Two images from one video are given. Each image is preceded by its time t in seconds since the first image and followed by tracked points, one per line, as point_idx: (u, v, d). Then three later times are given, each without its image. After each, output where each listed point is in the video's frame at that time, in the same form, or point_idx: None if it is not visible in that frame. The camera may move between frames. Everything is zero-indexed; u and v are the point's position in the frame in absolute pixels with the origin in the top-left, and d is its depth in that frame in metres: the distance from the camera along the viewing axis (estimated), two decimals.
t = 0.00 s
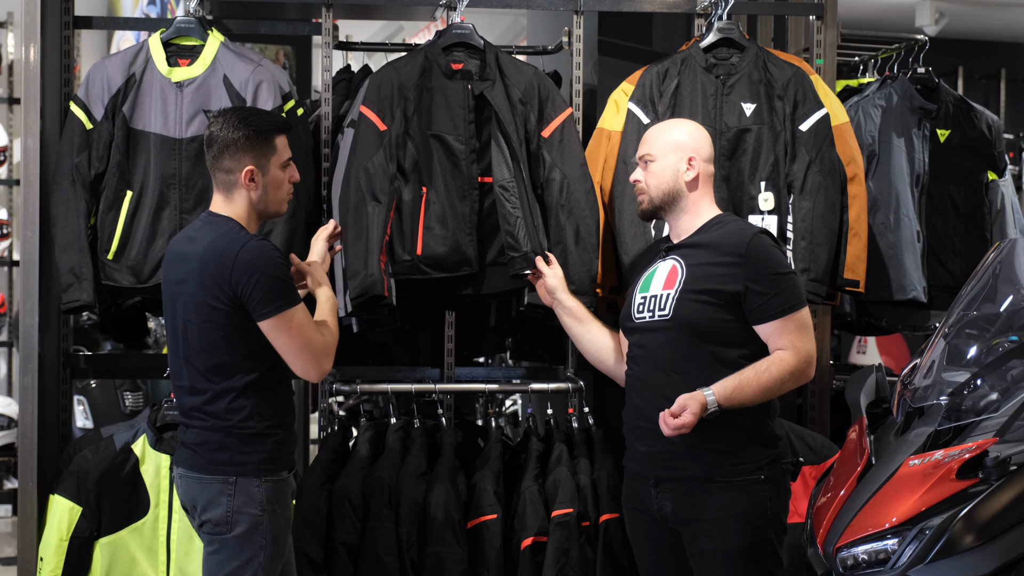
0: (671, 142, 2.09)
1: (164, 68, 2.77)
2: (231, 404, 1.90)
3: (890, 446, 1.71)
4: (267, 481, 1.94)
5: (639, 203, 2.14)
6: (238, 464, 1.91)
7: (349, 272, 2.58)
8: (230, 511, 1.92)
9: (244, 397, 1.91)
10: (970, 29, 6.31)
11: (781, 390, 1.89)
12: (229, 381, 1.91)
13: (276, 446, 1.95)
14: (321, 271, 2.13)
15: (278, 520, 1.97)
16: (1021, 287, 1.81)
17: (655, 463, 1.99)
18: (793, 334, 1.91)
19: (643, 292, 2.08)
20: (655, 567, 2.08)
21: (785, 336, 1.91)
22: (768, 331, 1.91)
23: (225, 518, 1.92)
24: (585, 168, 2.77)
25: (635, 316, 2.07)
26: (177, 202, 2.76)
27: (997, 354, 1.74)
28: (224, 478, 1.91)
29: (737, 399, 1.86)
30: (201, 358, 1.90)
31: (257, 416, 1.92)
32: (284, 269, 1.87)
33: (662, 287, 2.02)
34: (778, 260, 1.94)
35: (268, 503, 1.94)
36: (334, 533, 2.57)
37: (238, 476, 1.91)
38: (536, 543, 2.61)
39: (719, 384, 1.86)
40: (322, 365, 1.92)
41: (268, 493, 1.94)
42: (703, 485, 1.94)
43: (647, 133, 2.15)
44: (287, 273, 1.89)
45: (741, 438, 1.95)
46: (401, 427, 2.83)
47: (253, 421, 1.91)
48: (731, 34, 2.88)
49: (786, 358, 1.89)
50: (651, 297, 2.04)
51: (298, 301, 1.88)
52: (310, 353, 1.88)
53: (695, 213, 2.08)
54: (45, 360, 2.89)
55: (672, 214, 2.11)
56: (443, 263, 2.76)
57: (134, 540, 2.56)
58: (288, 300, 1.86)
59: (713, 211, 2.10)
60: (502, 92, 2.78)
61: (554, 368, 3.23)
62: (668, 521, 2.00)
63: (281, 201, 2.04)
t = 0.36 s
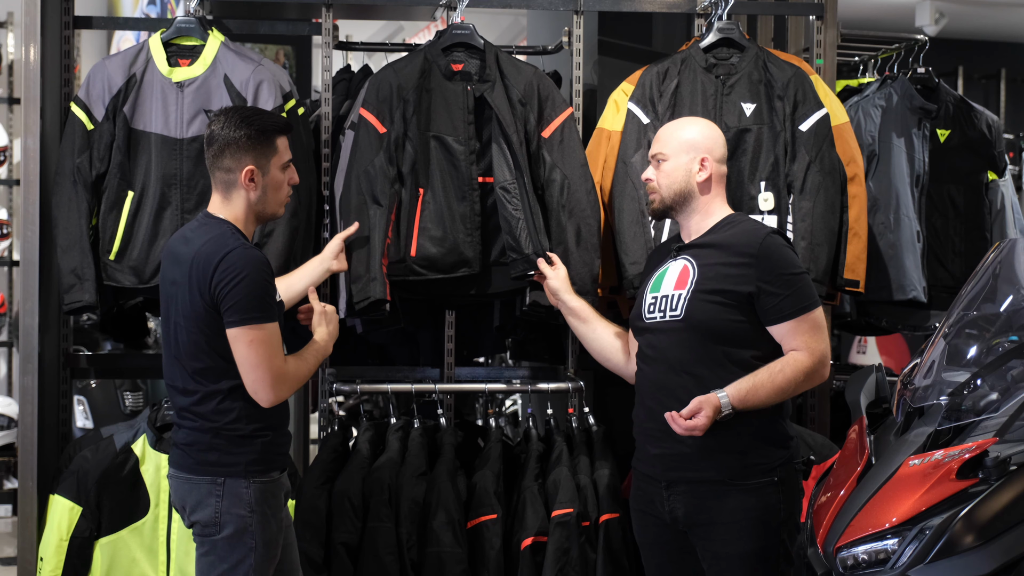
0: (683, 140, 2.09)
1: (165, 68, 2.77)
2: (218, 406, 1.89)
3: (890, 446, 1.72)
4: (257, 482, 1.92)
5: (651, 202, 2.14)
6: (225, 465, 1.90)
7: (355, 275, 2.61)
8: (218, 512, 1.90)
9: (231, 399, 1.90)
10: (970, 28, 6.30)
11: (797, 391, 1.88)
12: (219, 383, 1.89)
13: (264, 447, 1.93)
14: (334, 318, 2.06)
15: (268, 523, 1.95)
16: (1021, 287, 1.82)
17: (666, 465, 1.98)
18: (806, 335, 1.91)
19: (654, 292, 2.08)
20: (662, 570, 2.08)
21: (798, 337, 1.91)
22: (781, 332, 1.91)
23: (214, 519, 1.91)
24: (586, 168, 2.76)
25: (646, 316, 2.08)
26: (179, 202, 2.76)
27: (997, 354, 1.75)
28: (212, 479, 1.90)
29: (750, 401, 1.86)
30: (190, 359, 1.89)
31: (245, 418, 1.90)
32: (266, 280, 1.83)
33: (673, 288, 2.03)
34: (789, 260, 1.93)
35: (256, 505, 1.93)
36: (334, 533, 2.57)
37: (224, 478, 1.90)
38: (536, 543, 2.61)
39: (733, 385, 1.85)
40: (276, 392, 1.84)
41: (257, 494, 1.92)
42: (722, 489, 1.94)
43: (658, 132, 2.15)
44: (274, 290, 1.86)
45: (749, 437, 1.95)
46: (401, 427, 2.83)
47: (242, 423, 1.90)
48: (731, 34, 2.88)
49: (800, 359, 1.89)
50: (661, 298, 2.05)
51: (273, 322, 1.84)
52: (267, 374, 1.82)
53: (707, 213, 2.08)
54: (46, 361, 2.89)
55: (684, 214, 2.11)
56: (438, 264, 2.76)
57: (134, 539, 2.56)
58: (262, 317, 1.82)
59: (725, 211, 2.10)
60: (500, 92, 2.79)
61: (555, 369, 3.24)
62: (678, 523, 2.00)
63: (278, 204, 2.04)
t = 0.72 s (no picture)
0: (683, 143, 2.08)
1: (165, 68, 2.77)
2: (223, 408, 1.89)
3: (890, 446, 1.72)
4: (263, 483, 1.92)
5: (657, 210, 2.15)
6: (231, 466, 1.90)
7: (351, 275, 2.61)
8: (224, 513, 1.91)
9: (236, 400, 1.90)
10: (969, 28, 6.30)
11: (799, 396, 1.90)
12: (223, 386, 1.89)
13: (270, 449, 1.93)
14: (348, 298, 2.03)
15: (274, 525, 1.95)
16: (1021, 287, 1.82)
17: (663, 464, 1.99)
18: (810, 342, 1.92)
19: (660, 288, 2.07)
20: (661, 569, 2.08)
21: (802, 343, 1.92)
22: (786, 337, 1.91)
23: (219, 520, 1.91)
24: (583, 171, 2.78)
25: (650, 312, 2.07)
26: (179, 202, 2.76)
27: (997, 354, 1.75)
28: (218, 480, 1.91)
29: (752, 404, 1.87)
30: (195, 362, 1.89)
31: (250, 419, 1.90)
32: (268, 281, 1.83)
33: (679, 286, 2.02)
34: (799, 268, 1.94)
35: (264, 505, 1.93)
36: (334, 533, 2.57)
37: (231, 478, 1.90)
38: (536, 543, 2.61)
39: (736, 388, 1.86)
40: (295, 388, 1.84)
41: (265, 495, 1.92)
42: (717, 487, 1.94)
43: (662, 133, 2.14)
44: (277, 289, 1.85)
45: (749, 436, 1.96)
46: (401, 427, 2.83)
47: (248, 424, 1.90)
48: (731, 34, 2.88)
49: (802, 365, 1.90)
50: (668, 295, 2.04)
51: (280, 320, 1.84)
52: (283, 374, 1.82)
53: (715, 215, 2.07)
54: (46, 360, 2.89)
55: (690, 216, 2.10)
56: (430, 262, 2.74)
57: (134, 539, 2.56)
58: (268, 317, 1.82)
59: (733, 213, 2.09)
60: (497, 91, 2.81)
61: (551, 368, 3.26)
62: (675, 522, 2.00)
63: (282, 206, 2.03)
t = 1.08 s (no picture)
0: (681, 144, 2.09)
1: (165, 68, 2.77)
2: (245, 410, 1.88)
3: (890, 446, 1.72)
4: (282, 484, 1.92)
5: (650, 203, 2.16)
6: (254, 467, 1.89)
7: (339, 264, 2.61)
8: (246, 513, 1.89)
9: (258, 402, 1.90)
10: (969, 28, 6.30)
11: (785, 402, 1.91)
12: (237, 386, 1.88)
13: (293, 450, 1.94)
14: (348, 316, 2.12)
15: (292, 524, 1.96)
16: (1021, 287, 1.83)
17: (649, 463, 2.00)
18: (799, 348, 1.93)
19: (651, 289, 2.07)
20: (651, 567, 2.08)
21: (792, 349, 1.93)
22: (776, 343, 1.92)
23: (241, 520, 1.90)
24: (577, 175, 2.78)
25: (641, 313, 2.07)
26: (178, 202, 2.76)
27: (997, 354, 1.75)
28: (240, 480, 1.89)
29: (739, 408, 1.87)
30: (212, 361, 1.87)
31: (272, 420, 1.90)
32: (288, 278, 1.84)
33: (671, 289, 2.02)
34: (790, 274, 1.94)
35: (283, 506, 1.93)
36: (334, 533, 2.57)
37: (253, 479, 1.89)
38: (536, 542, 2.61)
39: (724, 391, 1.87)
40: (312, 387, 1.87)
41: (284, 496, 1.93)
42: (702, 486, 1.95)
43: (662, 133, 2.14)
44: (295, 286, 1.86)
45: (742, 435, 1.96)
46: (401, 427, 2.82)
47: (270, 425, 1.90)
48: (731, 34, 2.88)
49: (790, 371, 1.91)
50: (659, 297, 2.04)
51: (299, 316, 1.85)
52: (301, 372, 1.84)
53: (707, 220, 2.08)
54: (45, 360, 2.89)
55: (683, 216, 2.10)
56: (422, 262, 2.74)
57: (134, 540, 2.56)
58: (288, 313, 1.82)
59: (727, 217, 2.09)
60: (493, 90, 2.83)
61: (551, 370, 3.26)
62: (662, 519, 2.00)
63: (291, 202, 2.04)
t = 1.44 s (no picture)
0: (674, 148, 2.08)
1: (165, 68, 2.77)
2: (250, 409, 1.88)
3: (890, 446, 1.72)
4: (286, 483, 1.92)
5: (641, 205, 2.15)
6: (257, 466, 1.89)
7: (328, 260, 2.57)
8: (248, 513, 1.89)
9: (262, 402, 1.89)
10: (969, 28, 6.30)
11: (773, 404, 1.91)
12: (251, 386, 1.88)
13: (297, 449, 1.94)
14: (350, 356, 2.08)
15: (296, 523, 1.96)
16: (1021, 287, 1.83)
17: (640, 461, 2.00)
18: (788, 350, 1.93)
19: (641, 290, 2.06)
20: (643, 565, 2.08)
21: (780, 351, 1.93)
22: (764, 344, 1.92)
23: (244, 519, 1.90)
24: (570, 178, 2.79)
25: (630, 313, 2.07)
26: (177, 202, 2.76)
27: (997, 354, 1.75)
28: (243, 479, 1.89)
29: (730, 409, 1.87)
30: (218, 359, 1.87)
31: (275, 420, 1.90)
32: (295, 285, 1.83)
33: (661, 290, 2.02)
34: (780, 276, 1.93)
35: (286, 505, 1.93)
36: (334, 533, 2.57)
37: (257, 478, 1.89)
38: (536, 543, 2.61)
39: (714, 392, 1.86)
40: (294, 401, 1.82)
41: (287, 495, 1.93)
42: (687, 480, 1.95)
43: (653, 136, 2.15)
44: (301, 295, 1.85)
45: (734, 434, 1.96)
46: (401, 427, 2.82)
47: (274, 426, 1.90)
48: (731, 34, 2.88)
49: (779, 371, 1.91)
50: (649, 298, 2.04)
51: (298, 327, 1.82)
52: (287, 381, 1.80)
53: (698, 222, 2.07)
54: (45, 360, 2.89)
55: (674, 218, 2.09)
56: (412, 261, 2.73)
57: (134, 540, 2.56)
58: (287, 320, 1.80)
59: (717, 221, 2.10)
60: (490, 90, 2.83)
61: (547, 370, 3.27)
62: (652, 516, 2.01)
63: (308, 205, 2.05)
